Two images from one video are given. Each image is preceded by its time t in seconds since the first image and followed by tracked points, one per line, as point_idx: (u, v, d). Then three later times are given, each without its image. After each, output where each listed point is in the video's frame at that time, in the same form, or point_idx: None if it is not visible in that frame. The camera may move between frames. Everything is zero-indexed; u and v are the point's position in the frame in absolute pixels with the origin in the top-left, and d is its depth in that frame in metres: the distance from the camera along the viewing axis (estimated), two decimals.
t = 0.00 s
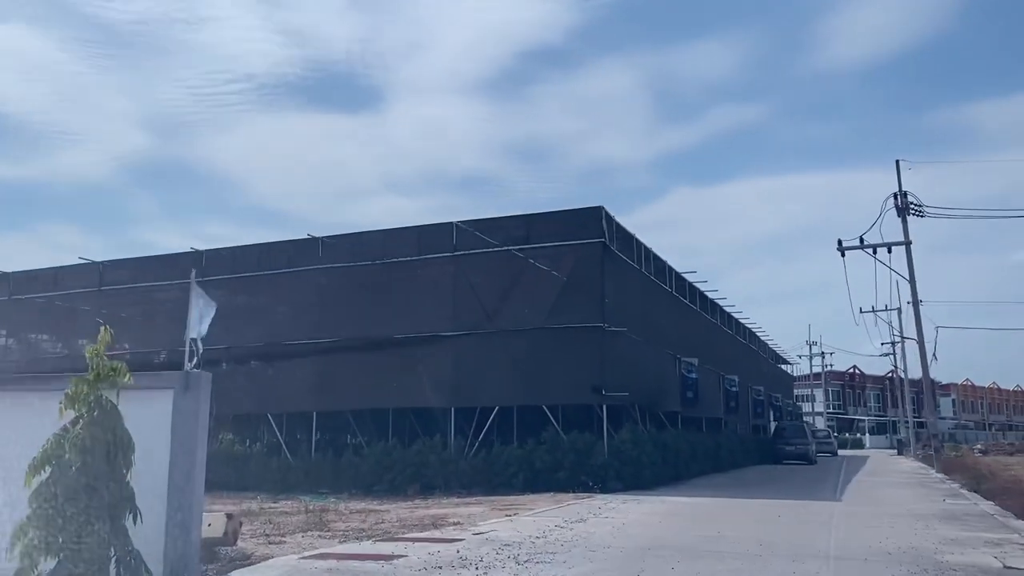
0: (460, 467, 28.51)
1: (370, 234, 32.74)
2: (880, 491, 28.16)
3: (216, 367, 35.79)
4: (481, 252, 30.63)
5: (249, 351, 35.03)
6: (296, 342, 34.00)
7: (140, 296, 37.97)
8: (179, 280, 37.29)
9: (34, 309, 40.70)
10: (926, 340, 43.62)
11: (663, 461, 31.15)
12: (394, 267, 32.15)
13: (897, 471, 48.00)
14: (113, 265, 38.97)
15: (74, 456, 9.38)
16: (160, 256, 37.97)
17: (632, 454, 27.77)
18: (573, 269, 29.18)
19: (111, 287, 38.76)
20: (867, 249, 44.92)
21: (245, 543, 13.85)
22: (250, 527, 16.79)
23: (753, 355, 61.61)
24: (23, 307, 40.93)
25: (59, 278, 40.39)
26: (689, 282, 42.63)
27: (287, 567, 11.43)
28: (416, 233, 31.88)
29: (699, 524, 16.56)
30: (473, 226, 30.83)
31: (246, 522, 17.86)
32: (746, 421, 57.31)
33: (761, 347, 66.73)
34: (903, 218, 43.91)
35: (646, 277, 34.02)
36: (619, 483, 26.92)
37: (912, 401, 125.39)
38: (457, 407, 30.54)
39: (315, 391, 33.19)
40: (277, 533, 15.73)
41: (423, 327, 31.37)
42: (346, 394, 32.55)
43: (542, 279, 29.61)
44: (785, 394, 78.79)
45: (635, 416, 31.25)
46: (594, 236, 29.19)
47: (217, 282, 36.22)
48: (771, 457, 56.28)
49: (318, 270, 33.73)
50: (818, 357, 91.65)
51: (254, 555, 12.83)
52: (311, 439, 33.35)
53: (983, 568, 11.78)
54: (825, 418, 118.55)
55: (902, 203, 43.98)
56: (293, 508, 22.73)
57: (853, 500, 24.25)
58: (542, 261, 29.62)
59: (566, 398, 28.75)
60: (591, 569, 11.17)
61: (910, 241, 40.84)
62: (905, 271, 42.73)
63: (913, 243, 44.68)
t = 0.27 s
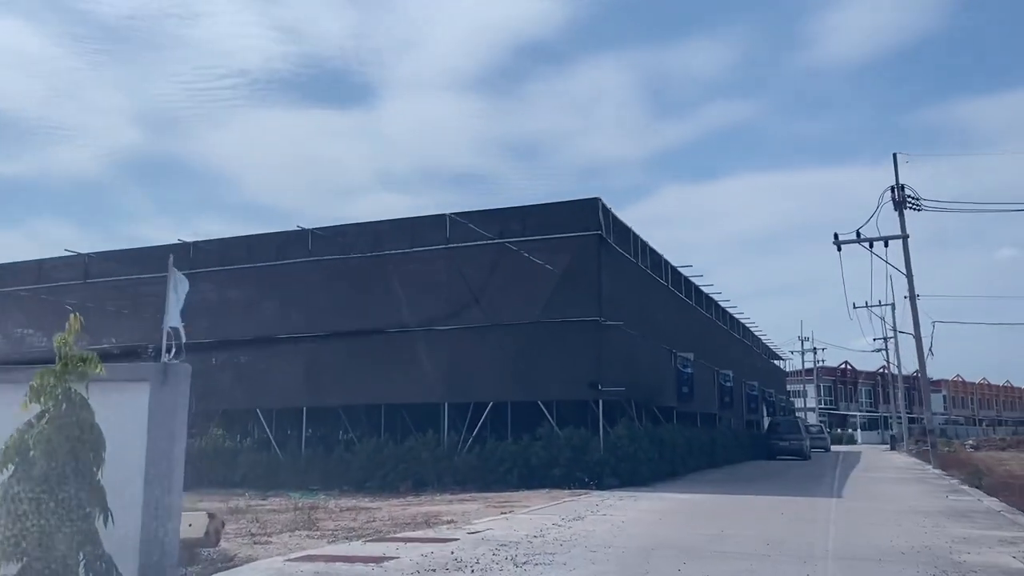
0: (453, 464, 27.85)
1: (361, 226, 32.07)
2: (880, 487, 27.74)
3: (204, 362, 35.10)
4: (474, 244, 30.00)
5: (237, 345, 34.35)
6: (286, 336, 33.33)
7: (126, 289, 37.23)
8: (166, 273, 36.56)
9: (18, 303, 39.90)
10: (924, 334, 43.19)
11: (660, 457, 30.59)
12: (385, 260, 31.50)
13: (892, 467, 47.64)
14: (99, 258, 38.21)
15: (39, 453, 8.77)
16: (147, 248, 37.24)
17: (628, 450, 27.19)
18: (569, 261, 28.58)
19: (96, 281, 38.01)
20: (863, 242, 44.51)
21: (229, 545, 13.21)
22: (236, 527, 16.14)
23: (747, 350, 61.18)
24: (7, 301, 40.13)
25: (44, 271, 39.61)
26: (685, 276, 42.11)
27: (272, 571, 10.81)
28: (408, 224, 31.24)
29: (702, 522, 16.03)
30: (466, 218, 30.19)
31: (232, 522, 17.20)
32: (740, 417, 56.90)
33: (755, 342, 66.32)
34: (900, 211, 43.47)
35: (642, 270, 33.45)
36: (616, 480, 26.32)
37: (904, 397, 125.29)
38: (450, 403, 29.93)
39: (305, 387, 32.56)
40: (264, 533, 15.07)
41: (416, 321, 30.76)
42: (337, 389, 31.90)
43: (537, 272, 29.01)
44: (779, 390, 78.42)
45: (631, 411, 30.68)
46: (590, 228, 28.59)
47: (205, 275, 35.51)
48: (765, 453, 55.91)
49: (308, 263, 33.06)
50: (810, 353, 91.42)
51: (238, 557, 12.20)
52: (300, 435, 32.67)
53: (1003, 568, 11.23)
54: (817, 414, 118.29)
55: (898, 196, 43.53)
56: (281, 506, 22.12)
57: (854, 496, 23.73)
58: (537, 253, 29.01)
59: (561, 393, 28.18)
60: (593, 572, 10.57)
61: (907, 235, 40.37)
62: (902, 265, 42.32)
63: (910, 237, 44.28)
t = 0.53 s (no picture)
0: (445, 461, 27.19)
1: (351, 217, 31.36)
2: (881, 483, 27.21)
3: (191, 357, 34.37)
4: (467, 236, 29.32)
5: (225, 339, 33.64)
6: (275, 330, 32.65)
7: (112, 282, 36.47)
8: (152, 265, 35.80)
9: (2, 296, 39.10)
10: (922, 328, 42.67)
11: (657, 453, 30.01)
12: (376, 252, 30.81)
13: (889, 462, 47.17)
14: (84, 250, 37.43)
15: None
16: (133, 240, 36.48)
17: (625, 446, 26.58)
18: (564, 253, 27.94)
19: (81, 273, 37.23)
20: (861, 235, 43.96)
21: (209, 547, 12.54)
22: (218, 527, 15.47)
23: (743, 345, 60.68)
24: None
25: (27, 263, 38.81)
26: (681, 269, 41.51)
27: None
28: (399, 216, 30.54)
29: (704, 521, 15.44)
30: (459, 208, 29.49)
31: (215, 522, 16.53)
32: (736, 412, 56.41)
33: (750, 337, 65.84)
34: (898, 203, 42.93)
35: (639, 263, 32.82)
36: (612, 476, 25.70)
37: (898, 392, 125.05)
38: (442, 397, 29.29)
39: (294, 381, 31.88)
40: (247, 533, 14.41)
41: (408, 314, 30.08)
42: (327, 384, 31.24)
43: (532, 264, 28.36)
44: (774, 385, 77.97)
45: (628, 406, 30.08)
46: (586, 219, 27.94)
47: (192, 267, 34.77)
48: (760, 448, 55.45)
49: (297, 255, 32.35)
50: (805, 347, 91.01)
51: (217, 561, 11.52)
52: (289, 431, 31.97)
53: None
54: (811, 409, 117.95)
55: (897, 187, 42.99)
56: (268, 505, 21.48)
57: (856, 493, 23.17)
58: (531, 245, 28.35)
59: (556, 388, 27.56)
60: None
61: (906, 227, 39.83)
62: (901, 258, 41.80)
63: (908, 230, 43.76)
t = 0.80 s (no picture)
0: (433, 458, 26.35)
1: (336, 206, 30.43)
2: (881, 479, 26.54)
3: (172, 350, 33.40)
4: (456, 225, 28.43)
5: (207, 332, 32.72)
6: (258, 323, 31.76)
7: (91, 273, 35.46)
8: (132, 256, 34.80)
9: None
10: (917, 322, 42.06)
11: (651, 449, 29.24)
12: (363, 242, 29.91)
13: (883, 457, 46.61)
14: (61, 240, 36.37)
15: None
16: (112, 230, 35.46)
17: (619, 442, 25.78)
18: (557, 243, 27.10)
19: (59, 264, 36.18)
20: (857, 227, 43.30)
21: (178, 552, 11.66)
22: (192, 529, 14.61)
23: (735, 339, 60.06)
24: None
25: (3, 254, 37.72)
26: (674, 262, 40.78)
27: None
28: (386, 205, 29.62)
29: (706, 522, 14.67)
30: (448, 197, 28.59)
31: (189, 523, 15.68)
32: (728, 407, 55.81)
33: (742, 331, 65.24)
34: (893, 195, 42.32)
35: (632, 254, 32.04)
36: (605, 473, 24.88)
37: (888, 387, 124.86)
38: (431, 392, 28.45)
39: (277, 376, 31.00)
40: (222, 536, 13.53)
41: (395, 306, 29.22)
42: (312, 378, 30.38)
43: (523, 255, 27.53)
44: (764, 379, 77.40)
45: (621, 400, 29.31)
46: (579, 208, 27.11)
47: (173, 258, 33.79)
48: (753, 444, 54.90)
49: (281, 245, 31.42)
50: (795, 342, 90.52)
51: (185, 568, 10.64)
52: (272, 427, 31.08)
53: None
54: (801, 404, 117.61)
55: (892, 179, 42.37)
56: (248, 503, 20.58)
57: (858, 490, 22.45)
58: (523, 234, 27.51)
59: (549, 382, 26.77)
60: None
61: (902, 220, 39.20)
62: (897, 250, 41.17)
63: (904, 222, 43.12)
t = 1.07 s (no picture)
0: (422, 455, 25.68)
1: (323, 197, 29.69)
2: (879, 477, 26.02)
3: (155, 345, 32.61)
4: (446, 217, 27.73)
5: (191, 327, 31.98)
6: (243, 317, 31.05)
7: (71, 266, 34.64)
8: (114, 249, 33.99)
9: None
10: (912, 317, 41.62)
11: (644, 445, 28.65)
12: (350, 234, 29.17)
13: (876, 453, 46.21)
14: (41, 232, 35.52)
15: None
16: (93, 222, 34.64)
17: (613, 438, 25.14)
18: (549, 236, 26.45)
19: (38, 256, 35.34)
20: (852, 221, 42.78)
21: (149, 558, 10.95)
22: (167, 532, 13.93)
23: (727, 334, 59.61)
24: None
25: None
26: (667, 256, 40.20)
27: None
28: (374, 196, 28.88)
29: (707, 524, 14.05)
30: (437, 188, 27.88)
31: (166, 525, 15.00)
32: (720, 403, 55.35)
33: (734, 327, 64.80)
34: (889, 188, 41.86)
35: (625, 247, 31.44)
36: (599, 471, 24.25)
37: (879, 383, 124.79)
38: (420, 388, 27.79)
39: (262, 371, 30.31)
40: (197, 539, 12.85)
41: (383, 300, 28.54)
42: (298, 374, 29.71)
43: (514, 247, 26.86)
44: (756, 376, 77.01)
45: (614, 396, 28.71)
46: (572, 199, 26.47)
47: (156, 251, 33.00)
48: (745, 440, 54.46)
49: (266, 238, 30.67)
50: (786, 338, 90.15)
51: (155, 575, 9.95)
52: (257, 424, 30.41)
53: None
54: (792, 400, 117.38)
55: (887, 172, 41.91)
56: (230, 503, 19.88)
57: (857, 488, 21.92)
58: (514, 226, 26.84)
59: (541, 377, 26.15)
60: None
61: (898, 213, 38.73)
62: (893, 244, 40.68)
63: (900, 216, 42.64)
